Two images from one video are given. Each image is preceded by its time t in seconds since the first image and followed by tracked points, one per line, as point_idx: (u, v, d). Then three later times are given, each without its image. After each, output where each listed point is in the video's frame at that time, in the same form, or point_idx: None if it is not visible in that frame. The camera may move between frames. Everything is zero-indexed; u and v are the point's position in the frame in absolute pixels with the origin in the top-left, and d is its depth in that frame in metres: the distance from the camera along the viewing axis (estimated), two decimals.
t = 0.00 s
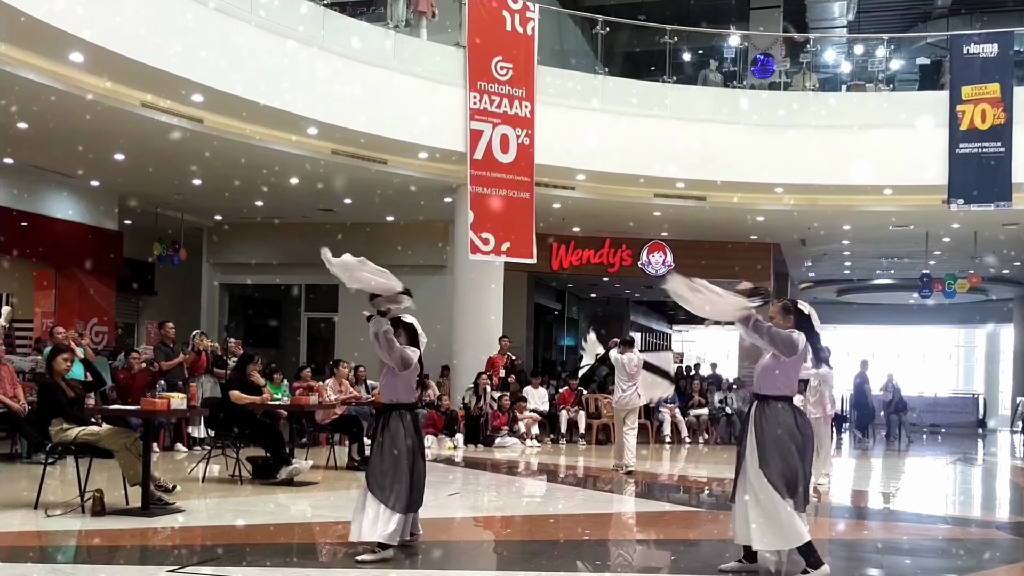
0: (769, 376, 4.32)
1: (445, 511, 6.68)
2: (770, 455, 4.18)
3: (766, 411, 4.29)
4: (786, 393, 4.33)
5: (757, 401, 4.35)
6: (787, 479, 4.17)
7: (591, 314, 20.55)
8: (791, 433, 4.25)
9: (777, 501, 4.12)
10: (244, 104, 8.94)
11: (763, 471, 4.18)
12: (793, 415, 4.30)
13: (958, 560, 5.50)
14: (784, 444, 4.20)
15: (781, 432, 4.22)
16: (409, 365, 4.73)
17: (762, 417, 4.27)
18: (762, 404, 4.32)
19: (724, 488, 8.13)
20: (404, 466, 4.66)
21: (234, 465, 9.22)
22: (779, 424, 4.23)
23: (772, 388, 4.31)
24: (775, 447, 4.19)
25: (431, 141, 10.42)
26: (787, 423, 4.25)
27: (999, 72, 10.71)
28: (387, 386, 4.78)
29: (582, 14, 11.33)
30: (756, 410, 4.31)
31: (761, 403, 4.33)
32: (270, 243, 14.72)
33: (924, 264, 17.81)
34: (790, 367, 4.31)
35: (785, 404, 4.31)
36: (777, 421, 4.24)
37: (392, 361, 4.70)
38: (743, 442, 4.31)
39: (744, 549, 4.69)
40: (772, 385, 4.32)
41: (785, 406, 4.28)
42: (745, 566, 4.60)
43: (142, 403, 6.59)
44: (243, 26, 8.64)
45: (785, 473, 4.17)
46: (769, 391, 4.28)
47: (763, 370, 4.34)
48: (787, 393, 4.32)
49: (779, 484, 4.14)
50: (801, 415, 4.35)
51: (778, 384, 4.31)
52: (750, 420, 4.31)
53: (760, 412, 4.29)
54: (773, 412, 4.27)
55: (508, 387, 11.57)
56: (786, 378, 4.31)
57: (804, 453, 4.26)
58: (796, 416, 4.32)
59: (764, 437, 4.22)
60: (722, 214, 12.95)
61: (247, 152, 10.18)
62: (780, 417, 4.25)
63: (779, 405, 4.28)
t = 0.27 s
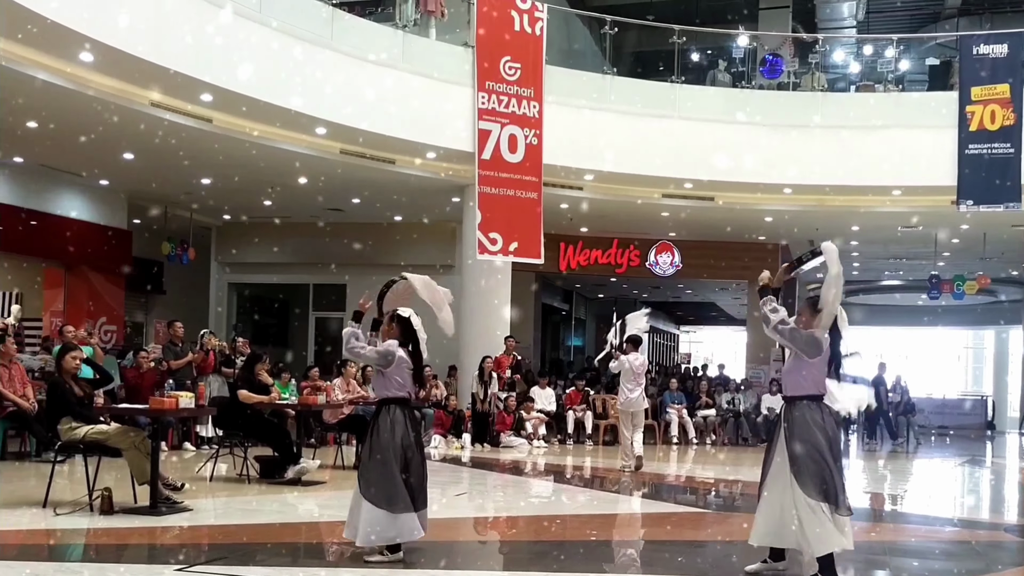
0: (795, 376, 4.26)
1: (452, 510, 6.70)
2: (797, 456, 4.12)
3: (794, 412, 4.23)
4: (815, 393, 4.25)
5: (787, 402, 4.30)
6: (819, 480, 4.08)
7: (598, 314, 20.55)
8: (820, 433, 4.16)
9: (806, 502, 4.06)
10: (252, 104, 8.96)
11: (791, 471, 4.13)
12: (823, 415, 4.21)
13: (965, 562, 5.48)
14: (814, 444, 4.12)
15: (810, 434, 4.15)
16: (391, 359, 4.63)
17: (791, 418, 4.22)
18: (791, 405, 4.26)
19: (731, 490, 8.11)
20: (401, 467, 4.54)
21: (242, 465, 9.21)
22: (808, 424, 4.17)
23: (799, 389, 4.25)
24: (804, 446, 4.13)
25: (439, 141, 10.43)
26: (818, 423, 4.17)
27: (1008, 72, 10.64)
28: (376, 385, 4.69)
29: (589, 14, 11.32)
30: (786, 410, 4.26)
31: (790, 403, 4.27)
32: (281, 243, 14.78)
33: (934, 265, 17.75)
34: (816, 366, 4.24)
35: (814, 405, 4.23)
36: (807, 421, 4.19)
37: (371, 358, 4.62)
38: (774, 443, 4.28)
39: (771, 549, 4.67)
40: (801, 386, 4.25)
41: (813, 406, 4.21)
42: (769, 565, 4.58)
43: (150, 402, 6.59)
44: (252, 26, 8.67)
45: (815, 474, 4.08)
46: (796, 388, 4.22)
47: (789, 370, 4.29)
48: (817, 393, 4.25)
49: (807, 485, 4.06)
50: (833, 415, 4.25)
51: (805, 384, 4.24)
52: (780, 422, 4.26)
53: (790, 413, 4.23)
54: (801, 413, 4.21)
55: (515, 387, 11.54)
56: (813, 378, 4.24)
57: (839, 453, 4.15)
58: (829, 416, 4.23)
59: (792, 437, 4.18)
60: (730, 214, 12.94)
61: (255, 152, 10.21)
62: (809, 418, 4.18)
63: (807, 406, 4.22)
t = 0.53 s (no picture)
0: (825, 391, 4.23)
1: (464, 517, 6.70)
2: (820, 468, 4.15)
3: (817, 422, 4.24)
4: (843, 407, 4.22)
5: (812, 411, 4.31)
6: (837, 494, 4.10)
7: (610, 320, 20.55)
8: (840, 443, 4.17)
9: (822, 512, 4.10)
10: (266, 111, 9.01)
11: (808, 482, 4.17)
12: (846, 426, 4.20)
13: (981, 570, 5.44)
14: (838, 461, 4.12)
15: (830, 444, 4.17)
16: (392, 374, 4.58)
17: (813, 428, 4.25)
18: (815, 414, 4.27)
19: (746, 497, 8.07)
20: (405, 479, 4.57)
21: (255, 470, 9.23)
22: (829, 434, 4.19)
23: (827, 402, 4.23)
24: (828, 460, 4.15)
25: (452, 148, 10.47)
26: (844, 439, 4.17)
27: (1022, 77, 10.61)
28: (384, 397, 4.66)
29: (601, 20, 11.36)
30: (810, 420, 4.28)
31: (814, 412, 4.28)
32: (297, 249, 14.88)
33: (947, 271, 17.67)
34: (847, 381, 4.19)
35: (839, 415, 4.22)
36: (832, 435, 4.19)
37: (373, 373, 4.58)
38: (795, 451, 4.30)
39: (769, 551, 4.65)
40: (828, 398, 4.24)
41: (835, 417, 4.20)
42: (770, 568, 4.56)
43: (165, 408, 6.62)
44: (267, 34, 8.72)
45: (836, 492, 4.10)
46: (823, 409, 4.20)
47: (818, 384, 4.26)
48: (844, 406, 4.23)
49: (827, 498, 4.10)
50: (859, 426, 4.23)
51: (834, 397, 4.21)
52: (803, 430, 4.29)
53: (814, 423, 4.25)
54: (823, 423, 4.22)
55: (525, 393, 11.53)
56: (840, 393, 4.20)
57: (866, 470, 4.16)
58: (855, 430, 4.22)
59: (816, 449, 4.19)
60: (742, 220, 12.91)
61: (268, 159, 10.25)
62: (830, 427, 4.20)
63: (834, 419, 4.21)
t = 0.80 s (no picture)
0: (839, 392, 4.24)
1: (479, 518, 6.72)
2: (833, 474, 4.16)
3: (831, 423, 4.26)
4: (858, 407, 4.22)
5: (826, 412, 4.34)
6: (848, 496, 4.11)
7: (625, 322, 20.54)
8: (855, 447, 4.16)
9: (832, 515, 4.12)
10: (281, 114, 9.04)
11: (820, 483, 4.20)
12: (862, 428, 4.19)
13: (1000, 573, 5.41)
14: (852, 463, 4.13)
15: (843, 446, 4.18)
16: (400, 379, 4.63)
17: (826, 429, 4.27)
18: (828, 416, 4.29)
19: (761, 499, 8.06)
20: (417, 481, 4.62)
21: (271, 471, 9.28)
22: (843, 436, 4.20)
23: (840, 403, 4.24)
24: (841, 466, 4.16)
25: (466, 150, 10.49)
26: (859, 441, 4.17)
27: None
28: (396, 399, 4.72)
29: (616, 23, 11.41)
30: (824, 421, 4.31)
31: (829, 412, 4.30)
32: (310, 252, 14.89)
33: (965, 273, 17.56)
34: (861, 378, 4.19)
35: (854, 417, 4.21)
36: (845, 438, 4.20)
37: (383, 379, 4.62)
38: (810, 452, 4.33)
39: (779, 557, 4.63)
40: (840, 400, 4.24)
41: (848, 418, 4.21)
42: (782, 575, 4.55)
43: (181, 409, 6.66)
44: (282, 38, 8.77)
45: (848, 494, 4.11)
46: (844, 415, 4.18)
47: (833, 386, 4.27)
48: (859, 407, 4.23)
49: (838, 506, 4.10)
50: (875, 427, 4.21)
51: (844, 398, 4.23)
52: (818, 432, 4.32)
53: (828, 425, 4.27)
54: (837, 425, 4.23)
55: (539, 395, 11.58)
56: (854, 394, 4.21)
57: (882, 478, 4.12)
58: (871, 431, 4.20)
59: (830, 453, 4.20)
60: (757, 221, 12.88)
61: (283, 162, 10.31)
62: (844, 430, 4.20)
63: (845, 419, 4.21)
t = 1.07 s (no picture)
0: (849, 392, 4.30)
1: (495, 520, 6.72)
2: (845, 476, 4.17)
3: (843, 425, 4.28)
4: (870, 408, 4.25)
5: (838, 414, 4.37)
6: (861, 499, 4.12)
7: (639, 324, 20.51)
8: (868, 450, 4.17)
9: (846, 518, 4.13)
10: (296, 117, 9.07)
11: (832, 485, 4.21)
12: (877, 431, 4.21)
13: None
14: (866, 466, 4.15)
15: (856, 450, 4.19)
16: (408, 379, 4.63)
17: (838, 431, 4.28)
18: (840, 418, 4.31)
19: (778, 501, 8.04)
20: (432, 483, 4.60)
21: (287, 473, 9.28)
22: (856, 439, 4.22)
23: (851, 404, 4.29)
24: (854, 468, 4.17)
25: (481, 152, 10.49)
26: (873, 444, 4.18)
27: None
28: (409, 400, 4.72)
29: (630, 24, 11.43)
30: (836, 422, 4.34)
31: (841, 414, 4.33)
32: (324, 254, 14.94)
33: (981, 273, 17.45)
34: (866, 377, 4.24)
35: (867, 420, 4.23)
36: (858, 439, 4.22)
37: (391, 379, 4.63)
38: (823, 454, 4.34)
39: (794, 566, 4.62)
40: (852, 401, 4.29)
41: (860, 420, 4.23)
42: None
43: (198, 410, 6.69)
44: (298, 41, 8.81)
45: (862, 497, 4.12)
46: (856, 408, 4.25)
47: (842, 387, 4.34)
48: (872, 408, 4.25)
49: (851, 507, 4.11)
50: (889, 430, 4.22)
51: (854, 400, 4.28)
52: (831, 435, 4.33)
53: (840, 427, 4.28)
54: (850, 428, 4.25)
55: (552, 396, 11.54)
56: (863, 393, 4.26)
57: (896, 480, 4.14)
58: (886, 433, 4.22)
59: (842, 455, 4.22)
60: (772, 222, 12.83)
61: (298, 164, 10.35)
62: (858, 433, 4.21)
63: (857, 420, 4.24)
